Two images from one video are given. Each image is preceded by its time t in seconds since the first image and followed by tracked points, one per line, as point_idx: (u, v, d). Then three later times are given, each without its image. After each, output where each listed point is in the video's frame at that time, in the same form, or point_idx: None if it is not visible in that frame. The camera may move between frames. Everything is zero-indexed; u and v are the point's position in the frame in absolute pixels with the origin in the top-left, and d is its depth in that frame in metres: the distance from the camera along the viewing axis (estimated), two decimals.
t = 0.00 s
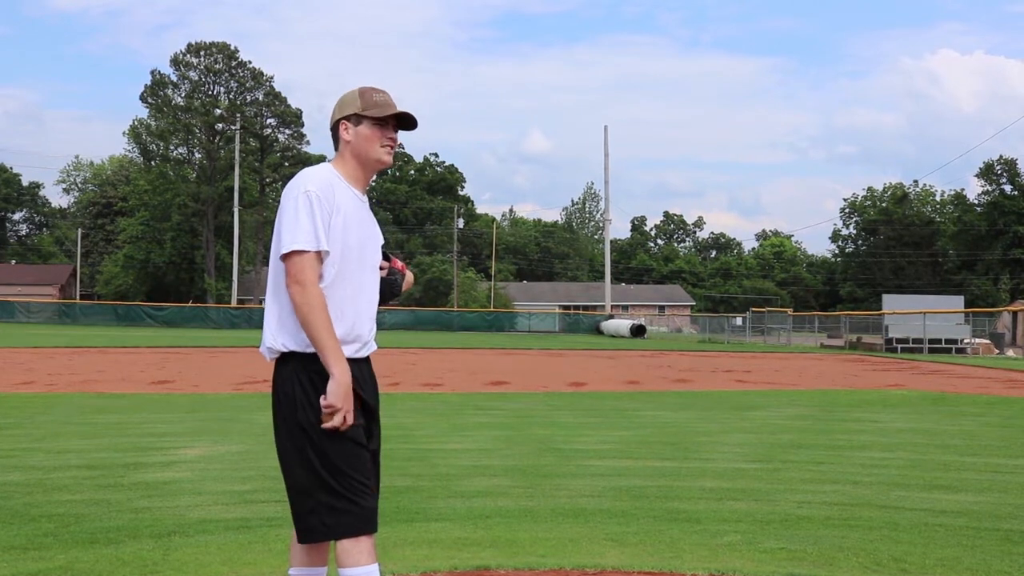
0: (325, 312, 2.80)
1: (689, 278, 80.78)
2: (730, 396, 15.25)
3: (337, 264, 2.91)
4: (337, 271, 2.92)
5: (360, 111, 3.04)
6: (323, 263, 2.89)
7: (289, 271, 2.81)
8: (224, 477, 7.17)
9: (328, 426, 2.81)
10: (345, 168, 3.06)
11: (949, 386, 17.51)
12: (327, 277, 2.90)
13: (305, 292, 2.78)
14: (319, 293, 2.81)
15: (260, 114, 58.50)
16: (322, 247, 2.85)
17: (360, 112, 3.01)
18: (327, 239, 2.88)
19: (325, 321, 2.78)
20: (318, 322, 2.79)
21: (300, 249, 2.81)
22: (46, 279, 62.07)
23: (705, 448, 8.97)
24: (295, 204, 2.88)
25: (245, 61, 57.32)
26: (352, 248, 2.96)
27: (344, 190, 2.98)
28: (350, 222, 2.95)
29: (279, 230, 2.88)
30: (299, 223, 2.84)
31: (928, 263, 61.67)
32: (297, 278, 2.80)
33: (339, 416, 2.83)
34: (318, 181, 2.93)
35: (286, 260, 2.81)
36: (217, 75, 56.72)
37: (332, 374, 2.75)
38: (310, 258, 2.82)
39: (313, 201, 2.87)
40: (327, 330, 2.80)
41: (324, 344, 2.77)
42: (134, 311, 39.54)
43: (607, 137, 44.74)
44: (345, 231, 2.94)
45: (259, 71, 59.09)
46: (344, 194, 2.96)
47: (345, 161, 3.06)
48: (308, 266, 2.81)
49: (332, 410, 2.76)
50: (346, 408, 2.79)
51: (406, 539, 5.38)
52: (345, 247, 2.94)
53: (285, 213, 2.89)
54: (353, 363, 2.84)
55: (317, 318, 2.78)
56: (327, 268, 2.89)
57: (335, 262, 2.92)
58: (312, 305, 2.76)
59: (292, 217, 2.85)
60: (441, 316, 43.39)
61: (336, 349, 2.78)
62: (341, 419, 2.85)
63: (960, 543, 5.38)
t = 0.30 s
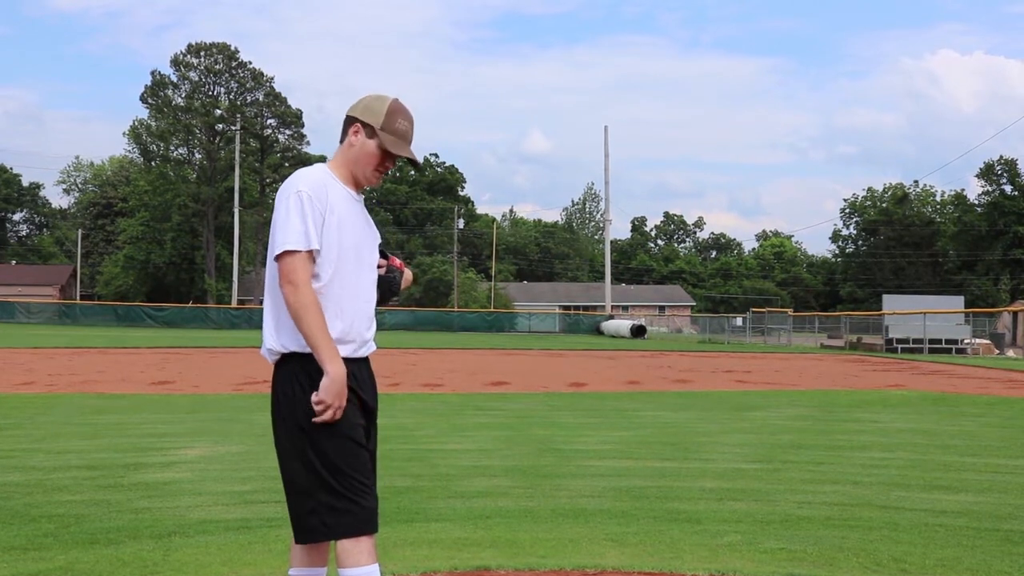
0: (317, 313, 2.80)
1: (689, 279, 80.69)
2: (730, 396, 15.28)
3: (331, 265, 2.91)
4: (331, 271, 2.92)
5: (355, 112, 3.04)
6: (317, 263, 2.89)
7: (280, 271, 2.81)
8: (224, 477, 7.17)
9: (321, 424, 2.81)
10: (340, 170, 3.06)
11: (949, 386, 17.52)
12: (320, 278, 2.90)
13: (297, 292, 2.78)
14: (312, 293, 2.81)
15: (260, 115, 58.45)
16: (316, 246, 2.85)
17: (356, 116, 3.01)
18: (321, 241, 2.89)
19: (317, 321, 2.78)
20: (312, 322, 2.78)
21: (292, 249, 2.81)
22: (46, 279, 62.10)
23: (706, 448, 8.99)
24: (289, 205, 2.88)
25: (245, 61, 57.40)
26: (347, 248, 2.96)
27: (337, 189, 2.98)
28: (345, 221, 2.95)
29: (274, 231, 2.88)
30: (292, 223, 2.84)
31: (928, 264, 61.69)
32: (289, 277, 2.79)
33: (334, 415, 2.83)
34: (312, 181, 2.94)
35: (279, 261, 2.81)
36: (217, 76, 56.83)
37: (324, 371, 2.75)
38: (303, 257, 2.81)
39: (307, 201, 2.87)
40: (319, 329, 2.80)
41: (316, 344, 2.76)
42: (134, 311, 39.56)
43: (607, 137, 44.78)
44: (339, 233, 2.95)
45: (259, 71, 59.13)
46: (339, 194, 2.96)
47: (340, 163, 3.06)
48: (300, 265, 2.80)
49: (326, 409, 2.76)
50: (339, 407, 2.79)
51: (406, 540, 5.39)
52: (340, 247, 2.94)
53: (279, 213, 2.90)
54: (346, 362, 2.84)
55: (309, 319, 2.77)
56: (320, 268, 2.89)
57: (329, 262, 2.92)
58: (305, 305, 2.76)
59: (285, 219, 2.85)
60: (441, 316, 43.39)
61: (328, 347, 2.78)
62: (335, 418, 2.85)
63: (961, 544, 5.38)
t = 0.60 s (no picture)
0: (314, 311, 2.80)
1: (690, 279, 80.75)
2: (730, 397, 15.31)
3: (332, 265, 2.91)
4: (332, 272, 2.92)
5: (361, 114, 3.04)
6: (318, 263, 2.89)
7: (280, 269, 2.81)
8: (224, 477, 7.20)
9: (317, 421, 2.81)
10: (345, 171, 3.06)
11: (948, 386, 17.58)
12: (321, 278, 2.91)
13: (294, 292, 2.78)
14: (310, 292, 2.81)
15: (260, 115, 58.47)
16: (317, 245, 2.86)
17: (364, 119, 3.02)
18: (322, 241, 2.89)
19: (315, 319, 2.79)
20: (310, 321, 2.79)
21: (291, 249, 2.82)
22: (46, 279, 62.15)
23: (706, 448, 9.00)
24: (292, 203, 2.88)
25: (246, 62, 57.51)
26: (348, 249, 2.96)
27: (341, 189, 2.98)
28: (347, 220, 2.95)
29: (275, 230, 2.89)
30: (292, 224, 2.84)
31: (928, 264, 61.83)
32: (287, 277, 2.80)
33: (331, 413, 2.84)
34: (315, 181, 2.94)
35: (279, 259, 2.81)
36: (217, 76, 56.96)
37: (322, 368, 2.75)
38: (303, 258, 2.82)
39: (310, 200, 2.88)
40: (316, 328, 2.80)
41: (312, 342, 2.77)
42: (134, 312, 39.61)
43: (607, 137, 44.84)
44: (341, 233, 2.94)
45: (260, 72, 59.20)
46: (342, 194, 2.96)
47: (346, 164, 3.07)
48: (299, 265, 2.81)
49: (322, 407, 2.76)
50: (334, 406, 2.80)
51: (406, 540, 5.40)
52: (341, 247, 2.94)
53: (281, 213, 2.90)
54: (345, 360, 2.84)
55: (306, 316, 2.78)
56: (321, 268, 2.90)
57: (330, 261, 2.92)
58: (302, 304, 2.76)
59: (287, 219, 2.86)
60: (441, 316, 43.41)
61: (325, 345, 2.78)
62: (331, 415, 2.85)
63: (960, 544, 5.38)
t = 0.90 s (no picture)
0: (319, 307, 2.80)
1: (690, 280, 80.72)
2: (731, 397, 15.28)
3: (339, 263, 2.92)
4: (338, 270, 2.93)
5: (370, 113, 3.03)
6: (323, 259, 2.89)
7: (285, 268, 2.81)
8: (224, 477, 7.20)
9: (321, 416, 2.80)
10: (352, 172, 3.06)
11: (948, 386, 17.59)
12: (327, 274, 2.91)
13: (302, 287, 2.77)
14: (317, 286, 2.80)
15: (260, 115, 58.51)
16: (322, 245, 2.85)
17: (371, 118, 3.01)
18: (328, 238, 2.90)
19: (321, 312, 2.77)
20: (315, 313, 2.77)
21: (297, 245, 2.81)
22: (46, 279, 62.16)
23: (706, 448, 9.00)
24: (296, 202, 2.88)
25: (246, 62, 57.53)
26: (355, 247, 2.96)
27: (347, 189, 2.98)
28: (352, 218, 2.95)
29: (281, 228, 2.88)
30: (298, 221, 2.84)
31: (928, 264, 61.91)
32: (291, 274, 2.79)
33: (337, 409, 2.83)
34: (321, 180, 2.93)
35: (286, 255, 2.81)
36: (217, 77, 57.01)
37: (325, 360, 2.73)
38: (307, 255, 2.82)
39: (315, 199, 2.87)
40: (322, 320, 2.78)
41: (316, 333, 2.75)
42: (134, 312, 39.64)
43: (608, 137, 44.83)
44: (347, 233, 2.94)
45: (260, 72, 59.20)
46: (347, 195, 2.96)
47: (351, 165, 3.07)
48: (305, 261, 2.80)
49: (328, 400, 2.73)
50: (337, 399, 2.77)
51: (406, 540, 5.39)
52: (346, 245, 2.94)
53: (286, 211, 2.90)
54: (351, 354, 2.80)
55: (311, 309, 2.76)
56: (326, 266, 2.90)
57: (336, 259, 2.91)
58: (309, 300, 2.75)
59: (292, 216, 2.86)
60: (441, 317, 43.41)
61: (331, 337, 2.76)
62: (338, 413, 2.85)
63: (961, 544, 5.38)
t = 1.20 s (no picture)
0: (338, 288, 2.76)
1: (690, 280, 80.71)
2: (731, 397, 15.29)
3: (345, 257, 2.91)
4: (344, 264, 2.92)
5: (373, 107, 3.04)
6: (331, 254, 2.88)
7: (297, 257, 2.79)
8: (225, 478, 7.20)
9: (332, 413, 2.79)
10: (354, 168, 3.06)
11: (948, 386, 17.56)
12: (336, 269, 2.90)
13: (315, 273, 2.74)
14: (331, 273, 2.78)
15: (261, 115, 58.52)
16: (330, 235, 2.84)
17: (372, 111, 3.01)
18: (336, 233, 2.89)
19: (339, 295, 2.73)
20: (332, 293, 2.73)
21: (307, 236, 2.80)
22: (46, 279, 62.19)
23: (706, 448, 9.00)
24: (301, 196, 2.87)
25: (246, 62, 57.53)
26: (360, 243, 2.96)
27: (349, 185, 2.98)
28: (357, 215, 2.95)
29: (287, 223, 2.87)
30: (305, 215, 2.83)
31: (929, 264, 61.97)
32: (305, 262, 2.77)
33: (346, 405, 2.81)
34: (324, 175, 2.93)
35: (296, 245, 2.79)
36: (218, 77, 57.05)
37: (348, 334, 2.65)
38: (318, 242, 2.80)
39: (319, 193, 2.87)
40: (340, 301, 2.74)
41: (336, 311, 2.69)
42: (134, 312, 39.63)
43: (608, 137, 44.79)
44: (351, 228, 2.94)
45: (261, 72, 59.20)
46: (351, 191, 2.96)
47: (352, 161, 3.07)
48: (318, 248, 2.78)
49: (344, 387, 2.68)
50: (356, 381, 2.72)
51: (406, 540, 5.39)
52: (352, 239, 2.94)
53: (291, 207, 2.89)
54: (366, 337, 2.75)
55: (328, 292, 2.72)
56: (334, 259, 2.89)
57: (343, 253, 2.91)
58: (324, 284, 2.72)
59: (298, 210, 2.85)
60: (442, 317, 43.41)
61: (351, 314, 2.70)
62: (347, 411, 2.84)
63: (962, 544, 5.38)
